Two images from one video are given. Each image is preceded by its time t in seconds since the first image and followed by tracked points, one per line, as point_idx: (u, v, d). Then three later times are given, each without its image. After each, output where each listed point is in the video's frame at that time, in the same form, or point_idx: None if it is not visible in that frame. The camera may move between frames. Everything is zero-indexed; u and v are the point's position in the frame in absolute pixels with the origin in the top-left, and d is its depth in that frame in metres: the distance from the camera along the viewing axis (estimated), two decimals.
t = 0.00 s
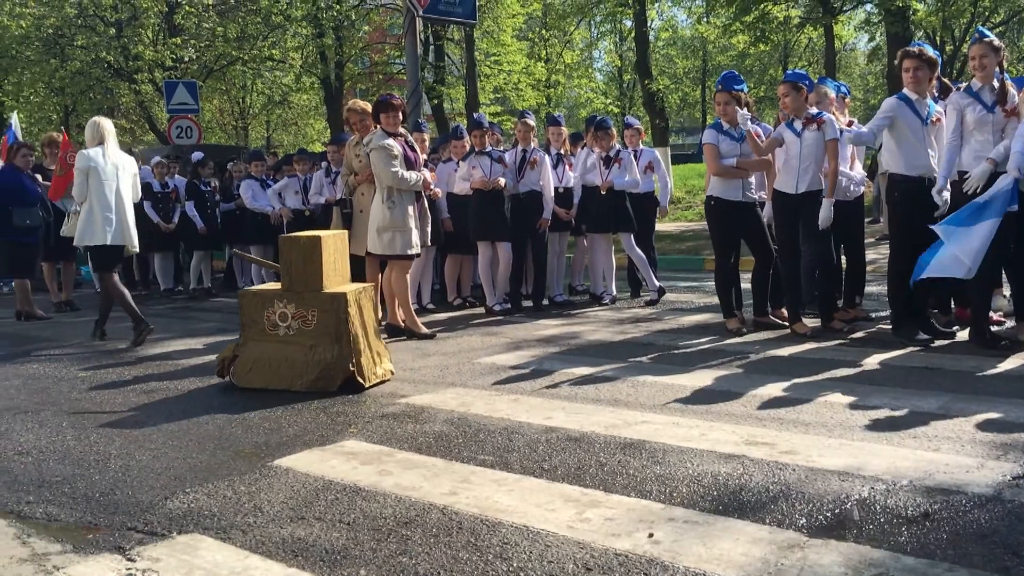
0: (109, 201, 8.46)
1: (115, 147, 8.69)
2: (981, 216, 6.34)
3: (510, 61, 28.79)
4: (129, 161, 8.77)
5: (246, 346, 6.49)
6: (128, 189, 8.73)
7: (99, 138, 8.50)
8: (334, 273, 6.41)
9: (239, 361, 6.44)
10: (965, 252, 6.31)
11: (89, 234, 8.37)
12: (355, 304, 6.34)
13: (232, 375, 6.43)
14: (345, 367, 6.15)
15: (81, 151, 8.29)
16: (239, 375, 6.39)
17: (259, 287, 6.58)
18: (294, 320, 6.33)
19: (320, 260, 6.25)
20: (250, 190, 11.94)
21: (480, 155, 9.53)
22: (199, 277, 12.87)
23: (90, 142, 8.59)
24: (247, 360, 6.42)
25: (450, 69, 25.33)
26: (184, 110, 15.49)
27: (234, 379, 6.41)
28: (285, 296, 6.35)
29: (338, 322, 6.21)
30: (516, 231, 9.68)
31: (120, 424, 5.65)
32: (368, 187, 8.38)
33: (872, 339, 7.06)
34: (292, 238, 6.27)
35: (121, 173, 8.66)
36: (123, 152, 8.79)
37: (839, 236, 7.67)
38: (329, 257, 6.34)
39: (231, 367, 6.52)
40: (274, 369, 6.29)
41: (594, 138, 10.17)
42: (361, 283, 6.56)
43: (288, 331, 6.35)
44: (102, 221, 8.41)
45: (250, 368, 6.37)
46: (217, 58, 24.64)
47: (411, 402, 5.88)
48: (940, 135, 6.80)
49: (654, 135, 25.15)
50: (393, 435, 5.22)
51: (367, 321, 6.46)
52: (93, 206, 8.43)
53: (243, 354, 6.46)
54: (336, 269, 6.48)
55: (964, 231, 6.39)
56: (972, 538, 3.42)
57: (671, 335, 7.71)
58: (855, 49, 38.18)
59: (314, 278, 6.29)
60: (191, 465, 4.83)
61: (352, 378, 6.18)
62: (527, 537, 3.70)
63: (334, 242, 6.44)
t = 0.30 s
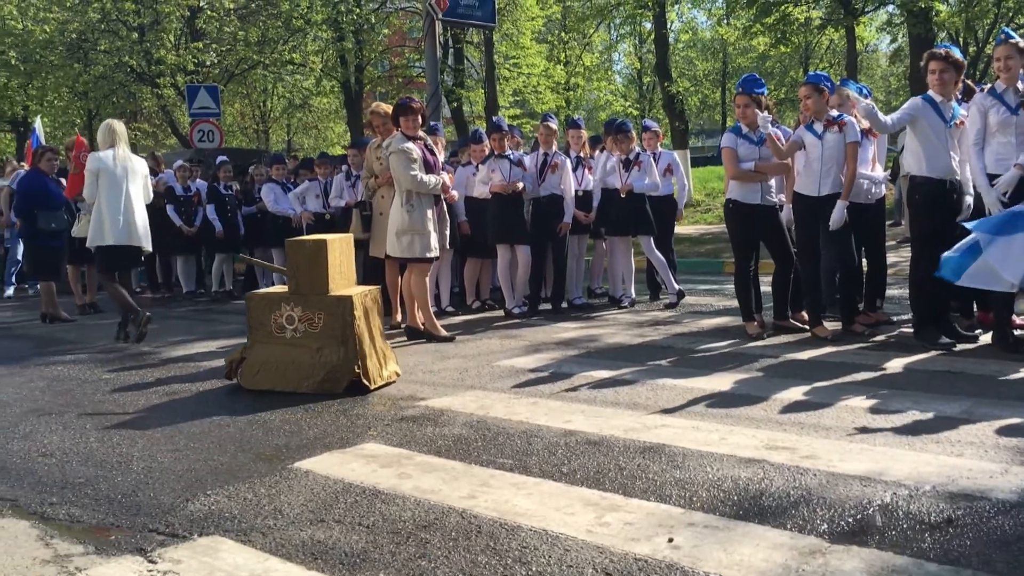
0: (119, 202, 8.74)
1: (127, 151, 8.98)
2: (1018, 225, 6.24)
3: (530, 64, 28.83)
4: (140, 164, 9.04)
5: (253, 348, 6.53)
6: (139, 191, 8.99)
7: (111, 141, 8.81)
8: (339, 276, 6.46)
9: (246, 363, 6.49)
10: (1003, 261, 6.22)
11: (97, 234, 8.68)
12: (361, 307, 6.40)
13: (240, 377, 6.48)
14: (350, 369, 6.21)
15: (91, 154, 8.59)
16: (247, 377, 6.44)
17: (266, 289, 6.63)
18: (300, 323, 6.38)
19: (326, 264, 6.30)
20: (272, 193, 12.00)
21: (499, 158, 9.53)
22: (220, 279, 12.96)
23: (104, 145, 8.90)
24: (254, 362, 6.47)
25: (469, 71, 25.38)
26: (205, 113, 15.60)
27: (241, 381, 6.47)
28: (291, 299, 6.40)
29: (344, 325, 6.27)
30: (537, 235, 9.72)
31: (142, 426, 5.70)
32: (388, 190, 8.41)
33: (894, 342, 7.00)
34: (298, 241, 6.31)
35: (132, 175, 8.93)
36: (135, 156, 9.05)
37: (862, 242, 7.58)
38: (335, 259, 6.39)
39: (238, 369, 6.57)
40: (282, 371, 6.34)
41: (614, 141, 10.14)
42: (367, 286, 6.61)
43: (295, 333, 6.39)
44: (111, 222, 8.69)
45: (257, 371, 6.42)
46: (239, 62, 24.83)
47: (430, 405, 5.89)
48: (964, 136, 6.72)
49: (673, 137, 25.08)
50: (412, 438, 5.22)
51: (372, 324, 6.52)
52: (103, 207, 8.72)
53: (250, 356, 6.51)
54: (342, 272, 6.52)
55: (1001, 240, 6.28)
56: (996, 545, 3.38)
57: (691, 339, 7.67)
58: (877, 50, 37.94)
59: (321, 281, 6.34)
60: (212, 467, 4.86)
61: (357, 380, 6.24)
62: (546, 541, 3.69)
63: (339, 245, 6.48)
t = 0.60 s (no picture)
0: (122, 203, 8.82)
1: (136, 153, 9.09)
2: None
3: (547, 64, 28.86)
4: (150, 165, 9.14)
5: (259, 348, 6.57)
6: (145, 192, 9.02)
7: (118, 143, 8.96)
8: (344, 276, 6.49)
9: (253, 364, 6.53)
10: None
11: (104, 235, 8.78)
12: (366, 307, 6.42)
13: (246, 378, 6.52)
14: (355, 368, 6.24)
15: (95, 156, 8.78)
16: (253, 377, 6.48)
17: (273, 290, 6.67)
18: (306, 323, 6.41)
19: (331, 264, 6.34)
20: (290, 195, 12.05)
21: (517, 159, 9.53)
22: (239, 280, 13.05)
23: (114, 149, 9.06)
24: (260, 362, 6.51)
25: (487, 72, 25.36)
26: (225, 115, 15.70)
27: (247, 381, 6.50)
28: (297, 299, 6.44)
29: (348, 324, 6.30)
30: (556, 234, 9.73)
31: (161, 426, 5.74)
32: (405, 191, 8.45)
33: (915, 342, 6.95)
34: (303, 242, 6.34)
35: (138, 177, 9.00)
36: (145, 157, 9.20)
37: (881, 239, 7.57)
38: (340, 260, 6.42)
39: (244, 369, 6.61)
40: (286, 371, 6.37)
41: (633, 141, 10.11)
42: (372, 287, 6.64)
43: (300, 333, 6.43)
44: (114, 222, 8.77)
45: (263, 371, 6.46)
46: (258, 64, 24.93)
47: (447, 405, 5.89)
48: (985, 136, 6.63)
49: (692, 137, 24.99)
50: (430, 438, 5.23)
51: (377, 324, 6.54)
52: (107, 208, 8.82)
53: (256, 357, 6.55)
54: (347, 273, 6.55)
55: None
56: (1018, 547, 3.34)
57: (710, 339, 7.64)
58: (897, 48, 37.65)
59: (326, 282, 6.38)
60: (231, 467, 4.88)
61: (362, 380, 6.27)
62: (563, 541, 3.69)
63: (345, 245, 6.51)
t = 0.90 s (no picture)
0: (121, 205, 8.98)
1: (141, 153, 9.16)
2: None
3: (564, 62, 28.81)
4: (155, 164, 9.15)
5: (264, 346, 6.62)
6: (145, 192, 9.05)
7: (122, 145, 9.09)
8: (348, 275, 6.50)
9: (258, 361, 6.59)
10: None
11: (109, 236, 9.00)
12: (369, 305, 6.45)
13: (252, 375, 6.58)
14: (359, 366, 6.29)
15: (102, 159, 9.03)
16: (259, 374, 6.54)
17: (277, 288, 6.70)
18: (310, 321, 6.45)
19: (335, 263, 6.36)
20: (308, 193, 12.08)
21: (534, 156, 9.51)
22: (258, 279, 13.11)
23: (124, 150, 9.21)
24: (265, 360, 6.56)
25: (503, 70, 25.36)
26: (242, 115, 15.78)
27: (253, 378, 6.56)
28: (301, 298, 6.47)
29: (352, 323, 6.34)
30: (572, 232, 9.70)
31: (181, 423, 5.77)
32: (422, 189, 8.46)
33: (935, 339, 6.90)
34: (306, 241, 6.35)
35: (139, 178, 9.06)
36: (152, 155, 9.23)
37: (899, 235, 7.60)
38: (344, 259, 6.43)
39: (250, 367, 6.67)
40: (291, 369, 6.44)
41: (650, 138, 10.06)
42: (376, 285, 6.66)
43: (305, 331, 6.47)
44: (115, 223, 8.96)
45: (267, 368, 6.51)
46: (275, 63, 25.02)
47: (464, 402, 5.90)
48: (1008, 132, 6.55)
49: (709, 134, 24.87)
50: (447, 435, 5.24)
51: (381, 322, 6.58)
52: (111, 209, 9.04)
53: (262, 354, 6.60)
54: (351, 271, 6.57)
55: None
56: None
57: (727, 336, 7.61)
58: (917, 43, 37.34)
59: (330, 281, 6.40)
60: (249, 463, 4.91)
61: (366, 377, 6.32)
62: (581, 538, 3.68)
63: (349, 244, 6.52)
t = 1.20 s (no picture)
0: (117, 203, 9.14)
1: (138, 152, 9.25)
2: None
3: (580, 58, 28.78)
4: (146, 163, 9.15)
5: (269, 341, 6.68)
6: (135, 190, 9.09)
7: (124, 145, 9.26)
8: (351, 271, 6.55)
9: (263, 357, 6.65)
10: None
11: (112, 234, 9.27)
12: (373, 301, 6.48)
13: (257, 370, 6.64)
14: (363, 361, 6.34)
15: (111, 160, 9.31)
16: (264, 370, 6.59)
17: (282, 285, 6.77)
18: (314, 317, 6.50)
19: (338, 259, 6.40)
20: (324, 190, 12.11)
21: (550, 151, 9.51)
22: (275, 275, 13.18)
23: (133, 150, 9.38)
24: (270, 355, 6.62)
25: (519, 66, 25.36)
26: (259, 112, 15.86)
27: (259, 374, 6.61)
28: (305, 294, 6.52)
29: (355, 319, 6.38)
30: (588, 227, 9.71)
31: (199, 418, 5.82)
32: (438, 185, 8.48)
33: (953, 334, 6.86)
34: (310, 238, 6.42)
35: (131, 176, 9.12)
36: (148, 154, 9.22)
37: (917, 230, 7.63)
38: (348, 255, 6.48)
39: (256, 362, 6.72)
40: (295, 364, 6.49)
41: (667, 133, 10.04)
42: (380, 281, 6.70)
43: (309, 327, 6.51)
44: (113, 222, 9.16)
45: (273, 363, 6.57)
46: (292, 61, 25.11)
47: (480, 398, 5.91)
48: None
49: (726, 129, 24.78)
50: (463, 430, 5.25)
51: (385, 317, 6.61)
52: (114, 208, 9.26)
53: (267, 349, 6.66)
54: (355, 268, 6.62)
55: None
56: None
57: (744, 332, 7.59)
58: (936, 37, 37.03)
59: (334, 277, 6.45)
60: (267, 458, 4.94)
61: (370, 372, 6.37)
62: (597, 532, 3.69)
63: (352, 241, 6.57)
